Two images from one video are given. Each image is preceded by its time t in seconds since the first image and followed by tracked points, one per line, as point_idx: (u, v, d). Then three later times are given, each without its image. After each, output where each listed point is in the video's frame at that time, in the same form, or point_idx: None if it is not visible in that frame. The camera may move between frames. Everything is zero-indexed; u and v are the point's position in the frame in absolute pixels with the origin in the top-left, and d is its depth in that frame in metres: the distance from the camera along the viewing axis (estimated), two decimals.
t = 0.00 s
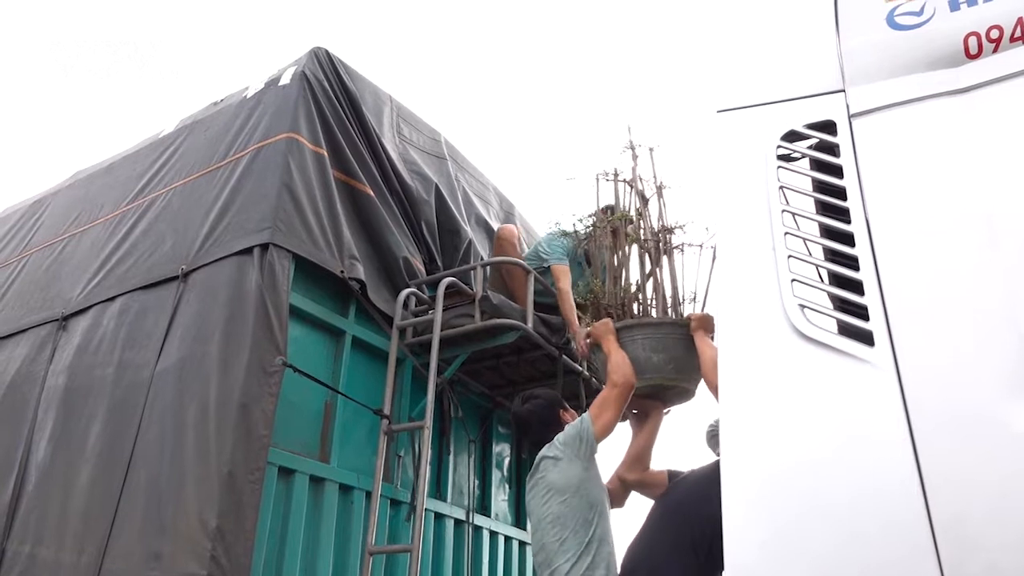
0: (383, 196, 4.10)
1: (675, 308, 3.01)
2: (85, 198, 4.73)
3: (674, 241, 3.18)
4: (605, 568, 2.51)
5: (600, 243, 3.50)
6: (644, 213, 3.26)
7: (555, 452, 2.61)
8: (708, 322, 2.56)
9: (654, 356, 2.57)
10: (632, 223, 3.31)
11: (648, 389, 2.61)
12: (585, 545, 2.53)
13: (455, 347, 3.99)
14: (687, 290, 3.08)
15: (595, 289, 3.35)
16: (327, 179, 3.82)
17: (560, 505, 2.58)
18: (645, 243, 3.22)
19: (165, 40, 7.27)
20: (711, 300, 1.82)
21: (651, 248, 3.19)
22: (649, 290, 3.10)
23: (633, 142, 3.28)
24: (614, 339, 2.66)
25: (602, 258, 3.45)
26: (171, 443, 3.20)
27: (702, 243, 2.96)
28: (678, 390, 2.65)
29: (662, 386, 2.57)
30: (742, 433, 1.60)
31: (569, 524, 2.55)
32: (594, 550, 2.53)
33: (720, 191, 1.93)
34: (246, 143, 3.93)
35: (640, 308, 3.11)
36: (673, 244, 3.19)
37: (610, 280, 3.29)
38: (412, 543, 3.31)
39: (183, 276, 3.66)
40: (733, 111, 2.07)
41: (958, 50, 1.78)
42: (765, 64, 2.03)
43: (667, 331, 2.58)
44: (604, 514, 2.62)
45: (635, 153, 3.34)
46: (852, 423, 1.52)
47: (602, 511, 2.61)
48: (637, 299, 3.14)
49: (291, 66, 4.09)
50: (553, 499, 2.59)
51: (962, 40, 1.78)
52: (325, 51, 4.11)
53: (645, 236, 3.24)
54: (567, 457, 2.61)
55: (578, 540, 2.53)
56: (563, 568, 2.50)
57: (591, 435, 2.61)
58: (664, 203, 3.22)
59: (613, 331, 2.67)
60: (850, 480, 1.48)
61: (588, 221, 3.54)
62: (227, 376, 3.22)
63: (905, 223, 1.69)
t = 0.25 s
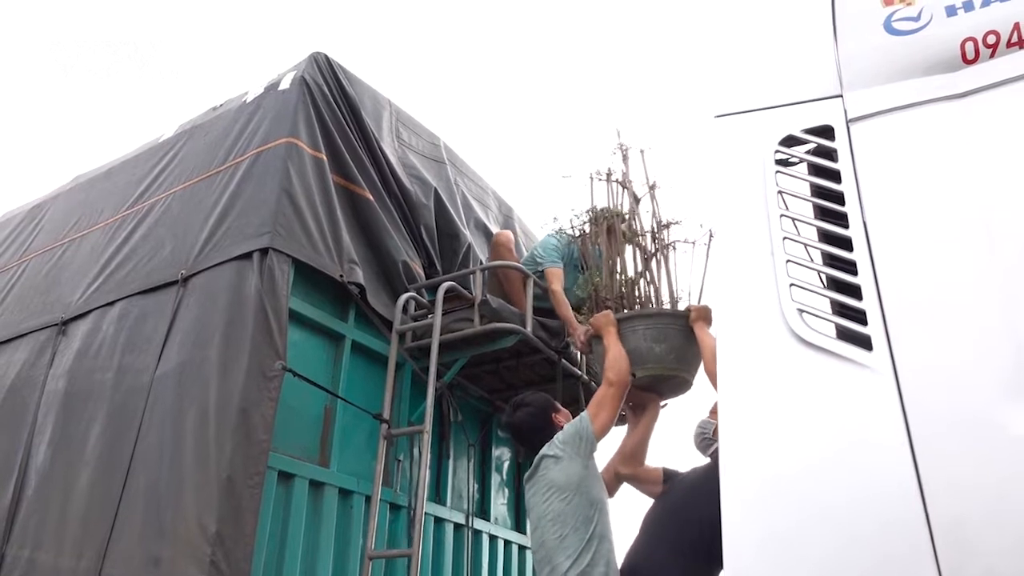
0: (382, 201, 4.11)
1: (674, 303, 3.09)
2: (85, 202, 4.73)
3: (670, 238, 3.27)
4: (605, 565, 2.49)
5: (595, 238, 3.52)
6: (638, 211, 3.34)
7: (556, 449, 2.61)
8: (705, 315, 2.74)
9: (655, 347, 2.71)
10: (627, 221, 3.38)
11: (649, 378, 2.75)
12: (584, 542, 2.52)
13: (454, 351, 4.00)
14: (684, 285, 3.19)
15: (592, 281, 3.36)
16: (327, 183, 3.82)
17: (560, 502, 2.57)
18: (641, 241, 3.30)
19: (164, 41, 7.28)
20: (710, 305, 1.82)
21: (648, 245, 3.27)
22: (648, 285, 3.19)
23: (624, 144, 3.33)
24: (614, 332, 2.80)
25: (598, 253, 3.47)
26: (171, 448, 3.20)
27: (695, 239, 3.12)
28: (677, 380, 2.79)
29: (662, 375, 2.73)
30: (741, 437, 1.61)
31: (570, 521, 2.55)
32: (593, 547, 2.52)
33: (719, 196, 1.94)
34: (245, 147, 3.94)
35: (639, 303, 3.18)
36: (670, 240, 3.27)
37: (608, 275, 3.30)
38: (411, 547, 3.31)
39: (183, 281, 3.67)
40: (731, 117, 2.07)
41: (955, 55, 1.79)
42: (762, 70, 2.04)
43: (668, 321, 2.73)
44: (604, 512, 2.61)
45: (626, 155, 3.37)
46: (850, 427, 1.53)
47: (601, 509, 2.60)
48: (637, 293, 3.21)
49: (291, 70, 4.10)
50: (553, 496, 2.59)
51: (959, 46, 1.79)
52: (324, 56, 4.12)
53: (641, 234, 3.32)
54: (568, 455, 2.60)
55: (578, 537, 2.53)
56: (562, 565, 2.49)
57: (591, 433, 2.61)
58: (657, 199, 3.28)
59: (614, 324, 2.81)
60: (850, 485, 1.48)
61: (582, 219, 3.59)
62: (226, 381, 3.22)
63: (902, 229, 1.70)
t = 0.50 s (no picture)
0: (383, 203, 4.11)
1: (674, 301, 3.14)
2: (85, 203, 4.73)
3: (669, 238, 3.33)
4: (609, 562, 2.47)
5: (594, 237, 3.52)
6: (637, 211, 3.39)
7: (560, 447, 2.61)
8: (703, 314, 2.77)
9: (656, 344, 2.72)
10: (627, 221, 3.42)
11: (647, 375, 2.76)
12: (588, 539, 2.51)
13: (453, 353, 4.00)
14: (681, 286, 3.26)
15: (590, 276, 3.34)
16: (327, 185, 3.82)
17: (564, 499, 2.57)
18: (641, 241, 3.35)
19: (165, 40, 7.27)
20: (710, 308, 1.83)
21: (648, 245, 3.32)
22: (649, 283, 3.21)
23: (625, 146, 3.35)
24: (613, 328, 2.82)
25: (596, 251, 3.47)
26: (170, 450, 3.20)
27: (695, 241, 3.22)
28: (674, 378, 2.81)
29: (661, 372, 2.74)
30: (741, 441, 1.61)
31: (573, 518, 2.54)
32: (598, 544, 2.51)
33: (720, 200, 1.95)
34: (246, 149, 3.94)
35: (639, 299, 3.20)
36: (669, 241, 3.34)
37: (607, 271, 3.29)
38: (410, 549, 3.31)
39: (183, 282, 3.67)
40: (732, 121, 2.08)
41: (955, 61, 1.80)
42: (763, 74, 2.04)
43: (669, 319, 2.75)
44: (606, 511, 2.61)
45: (626, 155, 3.38)
46: (850, 432, 1.53)
47: (604, 507, 2.60)
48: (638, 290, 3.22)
49: (292, 72, 4.11)
50: (557, 494, 2.58)
51: (959, 51, 1.80)
52: (325, 58, 4.13)
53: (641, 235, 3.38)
54: (572, 452, 2.61)
55: (582, 534, 2.52)
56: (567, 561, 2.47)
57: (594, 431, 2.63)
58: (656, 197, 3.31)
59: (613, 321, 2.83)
60: (848, 490, 1.48)
61: (581, 215, 3.60)
62: (226, 383, 3.22)
63: (902, 234, 1.70)
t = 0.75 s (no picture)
0: (382, 206, 4.11)
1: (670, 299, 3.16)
2: (83, 205, 4.73)
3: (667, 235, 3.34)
4: (611, 562, 2.48)
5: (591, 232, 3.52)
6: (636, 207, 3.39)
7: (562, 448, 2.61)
8: (697, 313, 2.79)
9: (649, 342, 2.74)
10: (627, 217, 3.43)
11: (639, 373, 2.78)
12: (589, 539, 2.52)
13: (451, 356, 4.00)
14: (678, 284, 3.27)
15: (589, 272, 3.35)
16: (326, 188, 3.82)
17: (566, 499, 2.57)
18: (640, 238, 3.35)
19: (164, 40, 7.26)
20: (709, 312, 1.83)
21: (647, 242, 3.33)
22: (646, 281, 3.23)
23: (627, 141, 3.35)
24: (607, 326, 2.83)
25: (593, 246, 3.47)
26: (168, 453, 3.20)
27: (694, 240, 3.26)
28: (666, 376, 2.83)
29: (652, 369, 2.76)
30: (739, 444, 1.61)
31: (575, 518, 2.54)
32: (599, 544, 2.52)
33: (718, 203, 1.95)
34: (244, 151, 3.94)
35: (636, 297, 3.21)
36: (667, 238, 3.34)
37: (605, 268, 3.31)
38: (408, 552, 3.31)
39: (181, 284, 3.66)
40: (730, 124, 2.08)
41: (953, 65, 1.81)
42: (762, 78, 2.05)
43: (663, 318, 2.76)
44: (607, 510, 2.61)
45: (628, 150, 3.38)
46: (848, 436, 1.53)
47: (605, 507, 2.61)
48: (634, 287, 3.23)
49: (291, 75, 4.11)
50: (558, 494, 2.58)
51: (956, 56, 1.81)
52: (324, 60, 4.13)
53: (641, 231, 3.38)
54: (574, 452, 2.61)
55: (583, 534, 2.52)
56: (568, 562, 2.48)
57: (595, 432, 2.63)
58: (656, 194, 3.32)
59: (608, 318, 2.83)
60: (847, 493, 1.49)
61: (579, 208, 3.57)
62: (224, 386, 3.21)
63: (900, 238, 1.70)
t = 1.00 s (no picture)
0: (383, 208, 4.11)
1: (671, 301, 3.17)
2: (85, 207, 4.73)
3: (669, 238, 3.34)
4: (612, 563, 2.48)
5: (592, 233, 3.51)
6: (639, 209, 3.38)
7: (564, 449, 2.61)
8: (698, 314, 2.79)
9: (649, 343, 2.74)
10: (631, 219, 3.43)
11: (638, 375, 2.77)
12: (590, 540, 2.52)
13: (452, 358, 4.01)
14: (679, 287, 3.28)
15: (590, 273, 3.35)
16: (327, 190, 3.83)
17: (567, 500, 2.57)
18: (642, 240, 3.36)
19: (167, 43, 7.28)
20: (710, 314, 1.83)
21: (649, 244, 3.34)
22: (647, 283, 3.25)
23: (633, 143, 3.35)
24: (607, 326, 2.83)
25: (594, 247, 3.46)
26: (169, 455, 3.20)
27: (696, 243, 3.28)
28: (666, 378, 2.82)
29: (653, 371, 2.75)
30: (741, 446, 1.61)
31: (576, 519, 2.54)
32: (600, 545, 2.51)
33: (720, 205, 1.95)
34: (246, 154, 3.94)
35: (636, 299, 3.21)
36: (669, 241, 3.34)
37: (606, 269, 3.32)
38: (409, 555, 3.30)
39: (183, 286, 3.67)
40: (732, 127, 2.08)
41: (954, 68, 1.81)
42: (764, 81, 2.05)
43: (663, 318, 2.76)
44: (609, 511, 2.61)
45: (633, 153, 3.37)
46: (849, 438, 1.54)
47: (607, 508, 2.60)
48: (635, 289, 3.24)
49: (292, 77, 4.11)
50: (560, 495, 2.58)
51: (958, 58, 1.80)
52: (326, 63, 4.13)
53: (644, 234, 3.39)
54: (575, 454, 2.61)
55: (584, 535, 2.52)
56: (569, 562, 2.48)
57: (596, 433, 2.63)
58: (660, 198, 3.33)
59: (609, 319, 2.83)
60: (848, 494, 1.49)
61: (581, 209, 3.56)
62: (225, 388, 3.21)
63: (902, 241, 1.70)
